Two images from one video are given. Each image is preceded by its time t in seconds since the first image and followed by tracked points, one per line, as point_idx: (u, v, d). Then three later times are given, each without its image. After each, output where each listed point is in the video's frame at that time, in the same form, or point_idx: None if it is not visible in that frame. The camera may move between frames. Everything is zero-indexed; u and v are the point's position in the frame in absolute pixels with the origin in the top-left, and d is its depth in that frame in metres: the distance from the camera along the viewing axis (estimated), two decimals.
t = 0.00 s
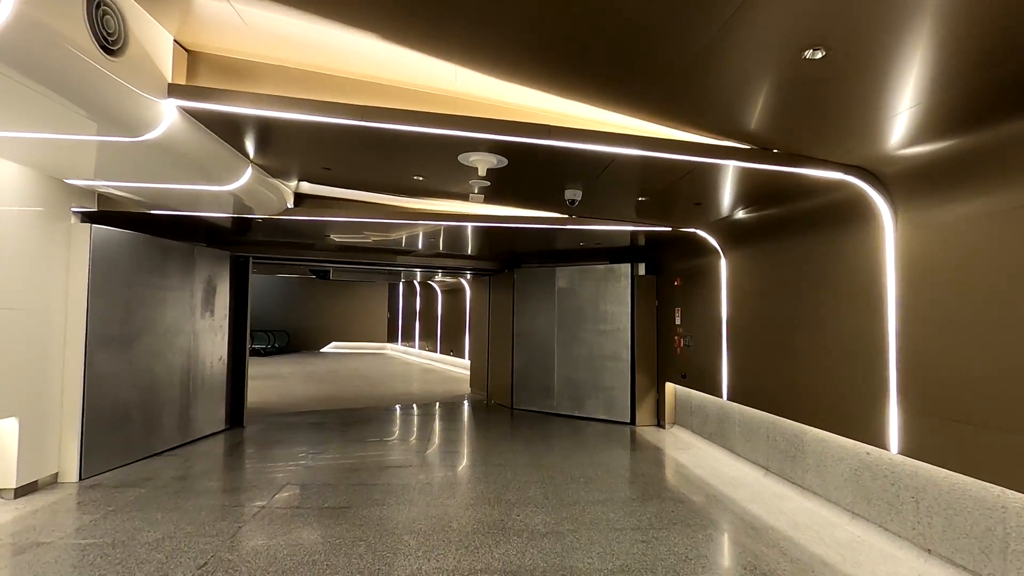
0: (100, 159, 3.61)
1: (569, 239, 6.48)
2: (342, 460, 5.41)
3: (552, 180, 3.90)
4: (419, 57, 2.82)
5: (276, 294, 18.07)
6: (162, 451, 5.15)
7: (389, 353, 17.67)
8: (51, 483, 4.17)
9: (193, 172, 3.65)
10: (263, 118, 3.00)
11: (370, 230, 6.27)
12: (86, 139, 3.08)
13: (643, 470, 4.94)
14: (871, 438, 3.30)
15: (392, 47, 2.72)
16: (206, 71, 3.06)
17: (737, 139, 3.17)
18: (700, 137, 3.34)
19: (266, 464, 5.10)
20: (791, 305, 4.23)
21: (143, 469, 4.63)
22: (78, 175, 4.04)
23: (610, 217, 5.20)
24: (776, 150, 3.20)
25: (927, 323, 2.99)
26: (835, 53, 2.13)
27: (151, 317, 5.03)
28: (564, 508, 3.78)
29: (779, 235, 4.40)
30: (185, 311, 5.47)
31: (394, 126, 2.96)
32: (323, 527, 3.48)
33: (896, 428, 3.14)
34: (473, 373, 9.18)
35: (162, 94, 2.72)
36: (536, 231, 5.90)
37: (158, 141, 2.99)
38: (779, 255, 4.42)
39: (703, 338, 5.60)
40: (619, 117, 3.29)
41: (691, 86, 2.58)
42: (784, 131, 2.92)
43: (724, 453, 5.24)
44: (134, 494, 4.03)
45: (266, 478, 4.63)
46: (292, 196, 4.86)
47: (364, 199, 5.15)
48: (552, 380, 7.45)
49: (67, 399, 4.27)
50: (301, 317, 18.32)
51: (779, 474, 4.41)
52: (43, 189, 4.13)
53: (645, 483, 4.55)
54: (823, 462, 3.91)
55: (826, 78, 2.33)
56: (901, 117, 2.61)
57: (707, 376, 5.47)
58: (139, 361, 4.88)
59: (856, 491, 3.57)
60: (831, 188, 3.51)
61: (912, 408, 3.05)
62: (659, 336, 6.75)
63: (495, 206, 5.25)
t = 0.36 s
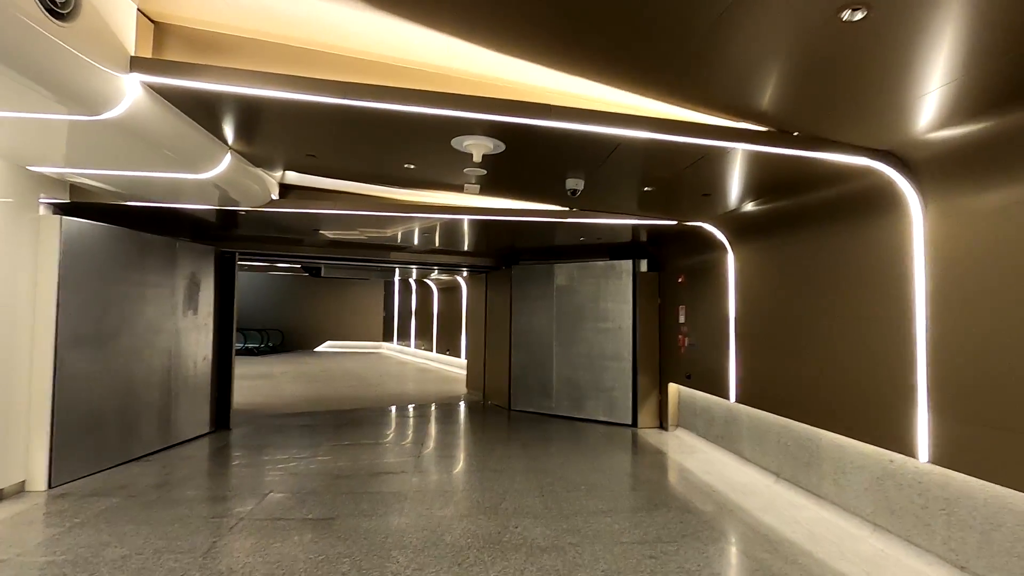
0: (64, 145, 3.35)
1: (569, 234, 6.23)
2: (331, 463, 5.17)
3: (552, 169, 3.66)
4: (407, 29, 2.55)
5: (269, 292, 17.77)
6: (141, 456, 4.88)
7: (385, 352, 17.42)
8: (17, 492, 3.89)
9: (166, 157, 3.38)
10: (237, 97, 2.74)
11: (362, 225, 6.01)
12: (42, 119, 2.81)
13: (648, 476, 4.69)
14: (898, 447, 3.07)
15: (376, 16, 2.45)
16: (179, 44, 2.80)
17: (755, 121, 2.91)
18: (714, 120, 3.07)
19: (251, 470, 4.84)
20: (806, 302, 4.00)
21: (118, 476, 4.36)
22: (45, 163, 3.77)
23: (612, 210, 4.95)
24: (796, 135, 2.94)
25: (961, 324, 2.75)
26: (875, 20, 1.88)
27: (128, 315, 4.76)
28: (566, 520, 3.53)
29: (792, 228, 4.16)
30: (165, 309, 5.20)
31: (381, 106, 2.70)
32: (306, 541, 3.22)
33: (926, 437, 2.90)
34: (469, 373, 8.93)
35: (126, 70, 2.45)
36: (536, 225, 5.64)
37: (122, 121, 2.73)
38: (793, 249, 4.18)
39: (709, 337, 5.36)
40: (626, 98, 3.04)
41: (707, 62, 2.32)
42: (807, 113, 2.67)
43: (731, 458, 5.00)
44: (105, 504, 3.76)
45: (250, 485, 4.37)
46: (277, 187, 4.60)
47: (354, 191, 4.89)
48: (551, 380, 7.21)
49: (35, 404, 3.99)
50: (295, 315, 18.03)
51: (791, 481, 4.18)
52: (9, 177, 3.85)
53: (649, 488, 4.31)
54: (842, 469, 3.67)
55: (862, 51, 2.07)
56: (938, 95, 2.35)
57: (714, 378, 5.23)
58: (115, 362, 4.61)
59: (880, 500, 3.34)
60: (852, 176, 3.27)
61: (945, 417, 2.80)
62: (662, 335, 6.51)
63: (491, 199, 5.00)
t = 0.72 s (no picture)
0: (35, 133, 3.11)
1: (576, 231, 5.98)
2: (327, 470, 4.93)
3: (560, 158, 3.40)
4: None
5: (270, 292, 17.57)
6: (129, 463, 4.66)
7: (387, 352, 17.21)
8: None
9: (143, 146, 3.14)
10: (215, 77, 2.49)
11: (360, 223, 5.76)
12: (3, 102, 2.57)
13: (660, 485, 4.44)
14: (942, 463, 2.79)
15: None
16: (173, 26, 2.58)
17: (785, 103, 2.63)
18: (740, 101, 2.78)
19: (243, 477, 4.60)
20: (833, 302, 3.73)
21: (102, 484, 4.13)
22: (19, 153, 3.54)
23: (623, 204, 4.69)
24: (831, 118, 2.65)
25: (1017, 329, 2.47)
26: None
27: (114, 317, 4.53)
28: (576, 536, 3.27)
29: (816, 223, 3.89)
30: (153, 310, 4.96)
31: (372, 87, 2.45)
32: (294, 561, 2.97)
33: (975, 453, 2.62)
34: (472, 375, 8.69)
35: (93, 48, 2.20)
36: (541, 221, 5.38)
37: (91, 103, 2.49)
38: (818, 245, 3.89)
39: (724, 339, 5.09)
40: (643, 79, 2.77)
41: (739, 37, 2.05)
42: (846, 93, 2.40)
43: (749, 466, 4.74)
44: (85, 517, 3.53)
45: (241, 495, 4.14)
46: (269, 181, 4.36)
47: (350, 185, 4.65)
48: (557, 382, 6.95)
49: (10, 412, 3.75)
50: (296, 315, 17.83)
51: (816, 493, 3.91)
52: None
53: (662, 500, 4.05)
54: (875, 483, 3.40)
55: (921, 21, 1.80)
56: (1000, 72, 2.07)
57: (729, 382, 4.96)
58: (100, 365, 4.38)
59: (919, 519, 3.07)
60: (889, 165, 3.00)
61: (998, 432, 2.53)
62: (673, 336, 6.25)
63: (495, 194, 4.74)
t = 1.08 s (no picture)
0: (11, 116, 2.87)
1: (587, 226, 5.72)
2: (328, 474, 4.71)
3: (576, 140, 3.14)
4: None
5: (274, 290, 17.41)
6: (119, 468, 4.43)
7: (392, 352, 17.00)
8: None
9: (126, 129, 2.90)
10: (198, 46, 2.23)
11: (363, 217, 5.53)
12: None
13: (679, 493, 4.17)
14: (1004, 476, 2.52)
15: None
16: None
17: (831, 75, 2.35)
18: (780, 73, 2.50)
19: (239, 483, 4.38)
20: (872, 300, 3.45)
21: (89, 492, 3.91)
22: None
23: (639, 195, 4.42)
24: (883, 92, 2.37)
25: None
26: None
27: (103, 313, 4.30)
28: (593, 553, 3.02)
29: (851, 213, 3.61)
30: (146, 307, 4.73)
31: (372, 57, 2.19)
32: None
33: None
34: (478, 375, 8.44)
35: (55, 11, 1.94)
36: (552, 214, 5.12)
37: (61, 76, 2.24)
38: (854, 237, 3.61)
39: (746, 338, 4.82)
40: (671, 49, 2.49)
41: None
42: (903, 65, 2.13)
43: (774, 472, 4.47)
44: (68, 528, 3.30)
45: (236, 502, 3.91)
46: (265, 170, 4.12)
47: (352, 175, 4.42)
48: (567, 383, 6.69)
49: None
50: (300, 313, 17.65)
51: (851, 505, 3.63)
52: None
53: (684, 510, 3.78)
54: (921, 495, 3.13)
55: None
56: None
57: (752, 384, 4.69)
58: (88, 365, 4.16)
59: (976, 536, 2.80)
60: (942, 146, 2.72)
61: None
62: (689, 336, 5.98)
63: (504, 185, 4.49)
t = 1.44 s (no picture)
0: None
1: (598, 223, 5.48)
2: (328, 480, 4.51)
3: (593, 127, 2.92)
4: None
5: (277, 289, 17.25)
6: (109, 476, 4.23)
7: (396, 352, 16.81)
8: None
9: (105, 116, 2.68)
10: (177, 19, 2.02)
11: (365, 214, 5.32)
12: None
13: (699, 504, 3.93)
14: None
15: None
16: None
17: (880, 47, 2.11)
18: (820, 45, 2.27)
19: (234, 490, 4.17)
20: (911, 301, 3.20)
21: (74, 503, 3.70)
22: None
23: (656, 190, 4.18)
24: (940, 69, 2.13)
25: None
26: None
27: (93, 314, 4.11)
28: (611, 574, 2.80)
29: (886, 207, 3.37)
30: (138, 307, 4.53)
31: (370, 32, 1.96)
32: None
33: None
34: (484, 377, 8.22)
35: None
36: (562, 211, 4.89)
37: (26, 53, 2.02)
38: (890, 233, 3.38)
39: (766, 341, 4.58)
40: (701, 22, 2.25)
41: None
42: (968, 39, 1.89)
43: (797, 483, 4.23)
44: (47, 544, 3.09)
45: (230, 513, 3.70)
46: (261, 163, 3.91)
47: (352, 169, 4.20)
48: (575, 386, 6.46)
49: None
50: (303, 313, 17.49)
51: (885, 522, 3.39)
52: None
53: (704, 523, 3.54)
54: (970, 515, 2.90)
55: None
56: None
57: (773, 389, 4.45)
58: (75, 369, 3.96)
59: None
60: (999, 129, 2.49)
61: None
62: (704, 338, 5.73)
63: (512, 179, 4.27)
